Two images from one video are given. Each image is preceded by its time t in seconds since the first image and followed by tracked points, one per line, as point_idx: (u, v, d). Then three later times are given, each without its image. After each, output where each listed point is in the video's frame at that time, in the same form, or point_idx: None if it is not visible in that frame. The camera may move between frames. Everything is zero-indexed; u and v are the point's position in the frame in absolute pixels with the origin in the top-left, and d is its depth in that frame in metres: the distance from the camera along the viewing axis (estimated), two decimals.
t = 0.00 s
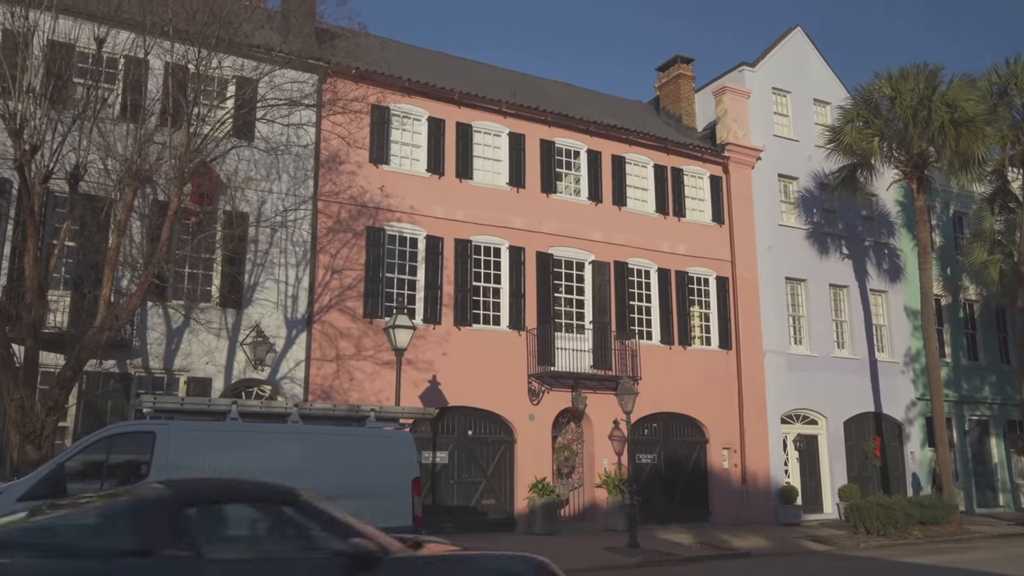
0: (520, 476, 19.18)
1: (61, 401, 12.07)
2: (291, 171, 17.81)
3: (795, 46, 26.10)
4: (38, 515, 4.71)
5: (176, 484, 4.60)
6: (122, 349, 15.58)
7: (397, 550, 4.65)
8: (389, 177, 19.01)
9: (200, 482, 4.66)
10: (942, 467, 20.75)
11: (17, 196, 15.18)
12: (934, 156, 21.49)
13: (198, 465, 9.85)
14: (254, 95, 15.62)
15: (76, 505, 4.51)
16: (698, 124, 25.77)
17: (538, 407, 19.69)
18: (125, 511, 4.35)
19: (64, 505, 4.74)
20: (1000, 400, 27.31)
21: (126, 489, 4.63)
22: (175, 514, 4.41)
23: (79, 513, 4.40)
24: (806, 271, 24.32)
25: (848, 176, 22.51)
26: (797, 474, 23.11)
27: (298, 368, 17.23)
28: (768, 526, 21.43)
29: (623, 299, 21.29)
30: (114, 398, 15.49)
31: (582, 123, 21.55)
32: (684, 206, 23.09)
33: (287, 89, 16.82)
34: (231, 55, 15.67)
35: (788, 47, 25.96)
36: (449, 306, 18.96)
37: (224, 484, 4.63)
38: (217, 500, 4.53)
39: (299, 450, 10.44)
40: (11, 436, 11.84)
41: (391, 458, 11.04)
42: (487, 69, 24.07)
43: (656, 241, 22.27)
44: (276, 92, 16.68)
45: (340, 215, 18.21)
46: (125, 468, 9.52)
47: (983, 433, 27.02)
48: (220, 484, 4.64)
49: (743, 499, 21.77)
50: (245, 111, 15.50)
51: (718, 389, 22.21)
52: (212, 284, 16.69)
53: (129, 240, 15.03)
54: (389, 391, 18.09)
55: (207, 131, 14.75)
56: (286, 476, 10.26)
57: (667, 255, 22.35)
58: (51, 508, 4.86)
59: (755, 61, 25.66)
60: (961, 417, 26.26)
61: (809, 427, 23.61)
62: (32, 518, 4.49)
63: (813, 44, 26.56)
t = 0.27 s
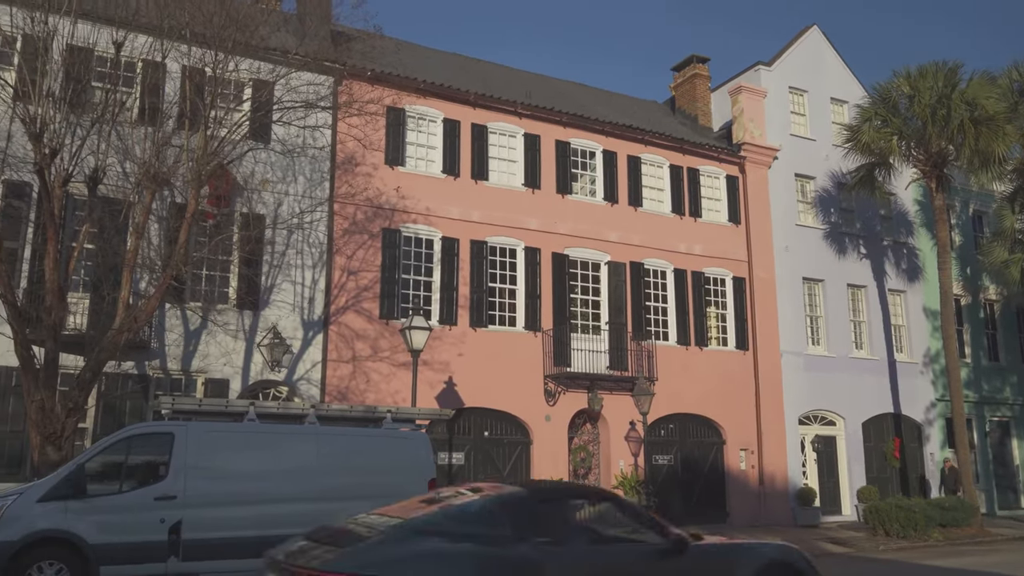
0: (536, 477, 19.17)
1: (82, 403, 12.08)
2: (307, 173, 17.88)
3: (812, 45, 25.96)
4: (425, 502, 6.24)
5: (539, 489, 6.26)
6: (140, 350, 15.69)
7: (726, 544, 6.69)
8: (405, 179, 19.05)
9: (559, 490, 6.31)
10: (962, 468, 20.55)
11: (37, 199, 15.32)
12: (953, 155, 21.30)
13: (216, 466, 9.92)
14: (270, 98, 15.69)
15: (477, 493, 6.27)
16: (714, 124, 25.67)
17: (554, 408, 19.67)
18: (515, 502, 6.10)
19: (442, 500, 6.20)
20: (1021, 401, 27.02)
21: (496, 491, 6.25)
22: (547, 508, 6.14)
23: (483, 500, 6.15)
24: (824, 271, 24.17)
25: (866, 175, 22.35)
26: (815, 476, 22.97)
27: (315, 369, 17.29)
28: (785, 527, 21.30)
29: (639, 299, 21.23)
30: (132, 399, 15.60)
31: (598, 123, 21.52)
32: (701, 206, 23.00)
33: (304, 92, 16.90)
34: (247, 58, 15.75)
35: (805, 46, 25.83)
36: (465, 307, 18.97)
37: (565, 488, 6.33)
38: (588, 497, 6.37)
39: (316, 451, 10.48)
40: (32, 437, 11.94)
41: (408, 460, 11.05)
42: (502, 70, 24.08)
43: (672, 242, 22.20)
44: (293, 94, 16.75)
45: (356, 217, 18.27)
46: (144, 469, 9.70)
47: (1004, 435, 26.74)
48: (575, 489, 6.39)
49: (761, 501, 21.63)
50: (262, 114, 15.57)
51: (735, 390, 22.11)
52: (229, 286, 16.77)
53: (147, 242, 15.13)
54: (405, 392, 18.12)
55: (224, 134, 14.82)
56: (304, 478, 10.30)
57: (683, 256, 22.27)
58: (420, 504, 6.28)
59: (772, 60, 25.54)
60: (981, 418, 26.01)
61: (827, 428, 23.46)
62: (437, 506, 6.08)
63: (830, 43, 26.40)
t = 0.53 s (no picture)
0: (552, 478, 19.14)
1: (101, 404, 12.21)
2: (323, 175, 17.93)
3: (829, 44, 25.81)
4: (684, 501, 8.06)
5: (791, 489, 7.82)
6: (158, 352, 15.78)
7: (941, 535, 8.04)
8: (420, 180, 19.08)
9: (803, 491, 7.84)
10: (983, 469, 20.34)
11: (56, 202, 15.47)
12: (973, 153, 21.11)
13: (234, 467, 9.96)
14: (286, 100, 15.73)
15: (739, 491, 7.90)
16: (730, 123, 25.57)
17: (569, 409, 19.63)
18: (775, 499, 7.69)
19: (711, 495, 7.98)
20: None
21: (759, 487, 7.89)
22: (804, 504, 7.70)
23: (747, 497, 7.78)
24: (841, 271, 24.01)
25: (884, 174, 22.18)
26: (833, 477, 22.81)
27: (331, 370, 17.34)
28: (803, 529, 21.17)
29: (655, 300, 21.16)
30: (150, 400, 15.71)
31: (613, 123, 21.47)
32: (717, 206, 22.91)
33: (319, 94, 16.95)
34: (263, 61, 15.82)
35: (822, 45, 25.68)
36: (480, 308, 18.98)
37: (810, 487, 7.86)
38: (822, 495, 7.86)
39: (332, 451, 10.51)
40: (52, 438, 12.03)
41: (424, 460, 11.04)
42: (517, 71, 24.09)
43: (688, 242, 22.12)
44: (308, 96, 16.80)
45: (371, 218, 18.33)
46: (162, 470, 9.75)
47: None
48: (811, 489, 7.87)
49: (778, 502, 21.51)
50: (278, 116, 15.63)
51: (752, 391, 22.00)
52: (245, 288, 16.84)
53: (164, 244, 15.24)
54: (421, 393, 18.14)
55: (241, 136, 14.88)
56: (320, 478, 10.33)
57: (699, 256, 22.19)
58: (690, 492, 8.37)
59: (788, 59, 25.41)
60: (1002, 419, 25.74)
61: (845, 429, 23.30)
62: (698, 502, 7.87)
63: (847, 42, 26.23)
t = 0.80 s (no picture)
0: (570, 479, 19.10)
1: (121, 405, 12.29)
2: (341, 176, 17.99)
3: (848, 42, 25.63)
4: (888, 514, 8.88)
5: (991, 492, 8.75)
6: (178, 354, 15.89)
7: None
8: (438, 181, 19.12)
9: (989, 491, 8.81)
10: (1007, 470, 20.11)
11: (78, 205, 15.62)
12: (996, 151, 20.89)
13: (254, 467, 10.01)
14: (304, 102, 15.78)
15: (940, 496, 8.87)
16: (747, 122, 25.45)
17: (587, 409, 19.59)
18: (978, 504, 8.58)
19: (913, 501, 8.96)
20: None
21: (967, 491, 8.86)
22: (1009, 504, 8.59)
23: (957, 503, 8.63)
24: (862, 271, 23.83)
25: (905, 172, 22.00)
26: (854, 478, 22.63)
27: (349, 371, 17.39)
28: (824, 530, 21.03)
29: (673, 300, 21.09)
30: (170, 401, 15.82)
31: (630, 123, 21.42)
32: (735, 206, 22.80)
33: (337, 96, 17.01)
34: (282, 64, 15.89)
35: (840, 43, 25.50)
36: (498, 309, 18.98)
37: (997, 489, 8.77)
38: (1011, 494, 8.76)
39: (352, 452, 10.54)
40: (74, 439, 12.13)
41: (443, 461, 11.05)
42: (534, 72, 24.08)
43: (706, 242, 22.03)
44: (326, 99, 16.86)
45: (389, 219, 18.37)
46: (183, 470, 9.81)
47: None
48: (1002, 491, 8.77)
49: (798, 503, 21.38)
50: (296, 118, 15.69)
51: (771, 391, 21.87)
52: (264, 289, 16.93)
53: (183, 246, 15.35)
54: (439, 394, 18.16)
55: (259, 138, 14.95)
56: (340, 479, 10.36)
57: (718, 256, 22.10)
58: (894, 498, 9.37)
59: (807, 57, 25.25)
60: None
61: (866, 430, 23.11)
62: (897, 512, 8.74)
63: (867, 39, 26.04)
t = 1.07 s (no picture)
0: (586, 479, 19.06)
1: (138, 405, 12.36)
2: (355, 177, 18.03)
3: (864, 39, 25.46)
4: None
5: None
6: (194, 355, 15.97)
7: None
8: (452, 181, 19.13)
9: None
10: None
11: (94, 207, 15.73)
12: (1015, 148, 20.69)
13: (270, 468, 10.04)
14: (318, 103, 15.81)
15: None
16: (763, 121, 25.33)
17: (602, 410, 19.54)
18: None
19: None
20: None
21: None
22: None
23: None
24: (879, 270, 23.66)
25: (922, 170, 21.83)
26: (871, 479, 22.47)
27: (364, 372, 17.42)
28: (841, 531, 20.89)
29: (688, 300, 21.01)
30: (187, 401, 15.90)
31: (644, 123, 21.36)
32: (750, 205, 22.69)
33: (351, 97, 17.04)
34: (296, 65, 15.93)
35: (856, 40, 25.34)
36: (512, 309, 18.97)
37: None
38: None
39: (367, 452, 10.55)
40: (92, 439, 12.21)
41: (458, 461, 11.04)
42: (548, 72, 24.05)
43: (722, 241, 21.94)
44: (340, 100, 16.90)
45: (403, 220, 18.40)
46: (199, 471, 9.85)
47: None
48: None
49: (815, 504, 21.25)
50: (310, 120, 15.73)
51: (788, 391, 21.75)
52: (279, 290, 16.98)
53: (199, 247, 15.42)
54: (453, 395, 18.17)
55: (274, 140, 14.99)
56: (355, 479, 10.37)
57: (733, 256, 22.00)
58: None
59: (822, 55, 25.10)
60: None
61: (883, 430, 22.94)
62: None
63: (883, 36, 25.86)
